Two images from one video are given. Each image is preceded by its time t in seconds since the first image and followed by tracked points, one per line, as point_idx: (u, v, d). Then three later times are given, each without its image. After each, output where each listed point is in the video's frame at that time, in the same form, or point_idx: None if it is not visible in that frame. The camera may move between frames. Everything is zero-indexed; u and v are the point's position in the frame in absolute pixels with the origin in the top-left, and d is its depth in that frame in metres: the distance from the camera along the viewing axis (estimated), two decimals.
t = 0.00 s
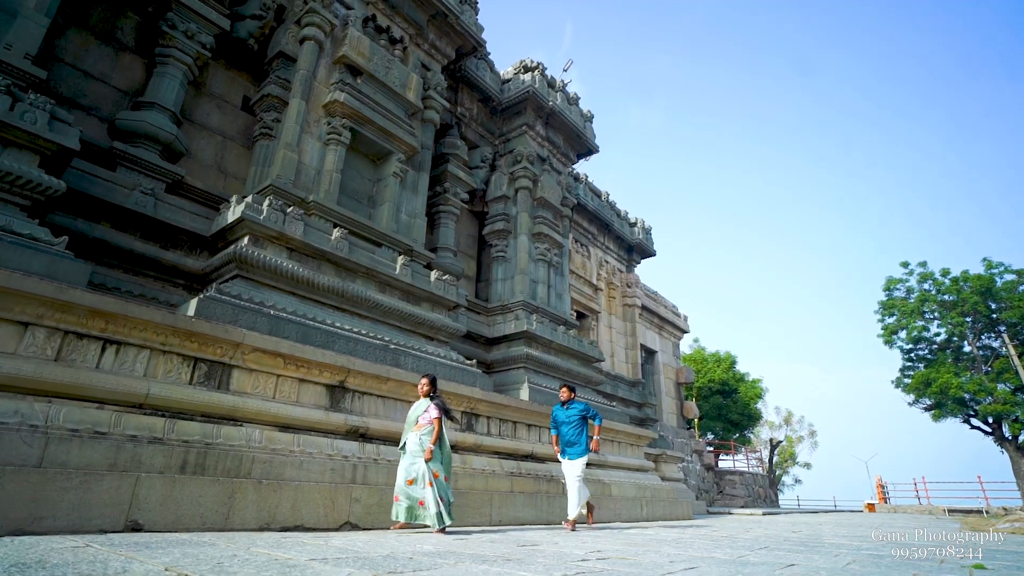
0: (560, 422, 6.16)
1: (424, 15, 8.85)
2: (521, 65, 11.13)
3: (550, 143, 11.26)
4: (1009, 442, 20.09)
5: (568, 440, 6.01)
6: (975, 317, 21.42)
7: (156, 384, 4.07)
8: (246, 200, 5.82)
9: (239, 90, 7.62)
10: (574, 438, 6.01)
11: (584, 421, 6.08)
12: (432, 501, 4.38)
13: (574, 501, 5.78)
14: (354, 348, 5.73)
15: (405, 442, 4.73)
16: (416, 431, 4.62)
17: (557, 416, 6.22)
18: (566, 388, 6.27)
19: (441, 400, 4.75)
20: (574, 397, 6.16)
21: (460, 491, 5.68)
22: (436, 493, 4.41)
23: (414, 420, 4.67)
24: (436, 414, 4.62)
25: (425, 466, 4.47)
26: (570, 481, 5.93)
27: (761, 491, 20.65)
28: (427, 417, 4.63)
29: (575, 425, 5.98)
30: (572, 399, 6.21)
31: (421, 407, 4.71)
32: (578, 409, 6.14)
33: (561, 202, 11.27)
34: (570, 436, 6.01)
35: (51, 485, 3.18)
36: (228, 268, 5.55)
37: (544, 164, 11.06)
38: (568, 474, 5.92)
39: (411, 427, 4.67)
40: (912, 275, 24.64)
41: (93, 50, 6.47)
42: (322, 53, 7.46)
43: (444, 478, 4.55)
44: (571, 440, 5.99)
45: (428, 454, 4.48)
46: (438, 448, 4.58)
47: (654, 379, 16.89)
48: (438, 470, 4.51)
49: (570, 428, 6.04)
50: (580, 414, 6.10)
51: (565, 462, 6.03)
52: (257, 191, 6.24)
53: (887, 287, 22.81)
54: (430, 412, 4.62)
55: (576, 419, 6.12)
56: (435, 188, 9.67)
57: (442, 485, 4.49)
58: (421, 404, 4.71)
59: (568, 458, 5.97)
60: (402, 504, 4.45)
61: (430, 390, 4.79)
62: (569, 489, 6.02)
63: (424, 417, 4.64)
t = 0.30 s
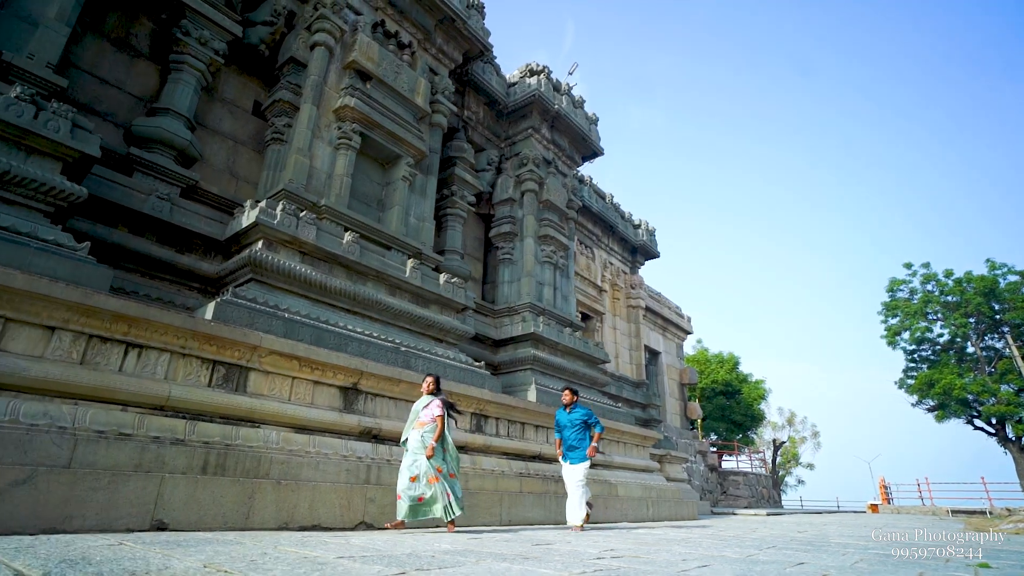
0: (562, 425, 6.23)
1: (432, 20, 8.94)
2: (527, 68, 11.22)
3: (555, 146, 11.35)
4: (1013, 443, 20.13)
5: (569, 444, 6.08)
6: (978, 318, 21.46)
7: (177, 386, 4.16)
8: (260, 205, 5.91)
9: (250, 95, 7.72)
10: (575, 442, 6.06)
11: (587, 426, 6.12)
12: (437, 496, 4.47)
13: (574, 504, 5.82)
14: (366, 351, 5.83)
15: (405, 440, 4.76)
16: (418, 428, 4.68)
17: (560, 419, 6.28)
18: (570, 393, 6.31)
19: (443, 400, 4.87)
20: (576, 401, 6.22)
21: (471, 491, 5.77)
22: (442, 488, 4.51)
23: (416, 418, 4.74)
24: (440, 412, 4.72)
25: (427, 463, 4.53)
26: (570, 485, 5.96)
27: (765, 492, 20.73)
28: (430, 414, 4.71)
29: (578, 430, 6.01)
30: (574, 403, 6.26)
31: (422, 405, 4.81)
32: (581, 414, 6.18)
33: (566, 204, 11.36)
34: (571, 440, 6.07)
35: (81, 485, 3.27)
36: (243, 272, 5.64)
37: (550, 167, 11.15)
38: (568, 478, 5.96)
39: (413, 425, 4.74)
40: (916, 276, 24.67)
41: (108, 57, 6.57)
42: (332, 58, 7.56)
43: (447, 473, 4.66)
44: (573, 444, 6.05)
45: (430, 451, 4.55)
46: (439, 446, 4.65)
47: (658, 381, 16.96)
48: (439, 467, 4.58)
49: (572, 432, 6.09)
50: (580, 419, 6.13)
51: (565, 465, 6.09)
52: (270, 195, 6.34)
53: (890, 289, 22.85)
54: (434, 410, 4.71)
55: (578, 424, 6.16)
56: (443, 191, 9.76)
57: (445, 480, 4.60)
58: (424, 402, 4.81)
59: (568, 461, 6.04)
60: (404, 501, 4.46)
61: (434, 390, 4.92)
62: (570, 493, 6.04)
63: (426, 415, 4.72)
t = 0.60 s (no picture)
0: (564, 426, 6.23)
1: (439, 25, 9.03)
2: (533, 72, 11.31)
3: (560, 149, 11.44)
4: (1015, 444, 20.18)
5: (570, 446, 6.11)
6: (981, 319, 21.50)
7: (197, 389, 4.25)
8: (274, 210, 6.01)
9: (261, 100, 7.82)
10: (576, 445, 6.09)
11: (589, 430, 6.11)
12: (438, 498, 4.51)
13: (579, 505, 5.86)
14: (377, 353, 5.92)
15: (405, 444, 4.74)
16: (419, 432, 4.68)
17: (561, 420, 6.30)
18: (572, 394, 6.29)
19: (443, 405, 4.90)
20: (577, 402, 6.21)
21: (482, 492, 5.87)
22: (443, 489, 4.57)
23: (417, 422, 4.73)
24: (442, 417, 4.72)
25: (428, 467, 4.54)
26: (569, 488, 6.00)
27: (768, 492, 20.80)
28: (432, 420, 4.71)
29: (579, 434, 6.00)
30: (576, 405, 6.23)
31: (424, 410, 4.80)
32: (582, 416, 6.16)
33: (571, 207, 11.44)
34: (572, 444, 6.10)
35: (110, 486, 3.37)
36: (257, 276, 5.74)
37: (555, 170, 11.23)
38: (568, 481, 6.00)
39: (414, 429, 4.72)
40: (918, 278, 24.71)
41: (123, 63, 6.67)
42: (342, 64, 7.65)
43: (447, 475, 4.69)
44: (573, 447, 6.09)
45: (430, 455, 4.56)
46: (439, 450, 4.66)
47: (662, 382, 17.03)
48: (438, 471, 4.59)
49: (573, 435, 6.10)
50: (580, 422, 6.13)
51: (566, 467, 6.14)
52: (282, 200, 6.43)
53: (892, 290, 22.90)
54: (436, 415, 4.72)
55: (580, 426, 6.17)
56: (449, 194, 9.86)
57: (445, 482, 4.64)
58: (426, 407, 4.80)
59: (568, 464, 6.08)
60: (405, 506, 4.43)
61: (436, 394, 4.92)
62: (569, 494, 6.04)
63: (428, 421, 4.71)
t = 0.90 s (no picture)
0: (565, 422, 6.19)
1: (446, 31, 9.13)
2: (538, 76, 11.41)
3: (565, 152, 11.53)
4: (1017, 445, 20.24)
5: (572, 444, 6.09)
6: (982, 321, 21.57)
7: (216, 392, 4.35)
8: (287, 215, 6.10)
9: (271, 105, 7.92)
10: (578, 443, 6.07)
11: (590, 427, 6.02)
12: (438, 503, 4.49)
13: (582, 500, 5.96)
14: (389, 356, 6.02)
15: (410, 449, 4.78)
16: (422, 438, 4.69)
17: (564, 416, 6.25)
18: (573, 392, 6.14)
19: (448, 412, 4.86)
20: (577, 399, 6.11)
21: (492, 493, 5.97)
22: (445, 494, 4.54)
23: (421, 428, 4.74)
24: (446, 425, 4.73)
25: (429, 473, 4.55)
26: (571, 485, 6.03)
27: (770, 493, 20.89)
28: (436, 426, 4.71)
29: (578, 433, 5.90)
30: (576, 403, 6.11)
31: (428, 416, 4.78)
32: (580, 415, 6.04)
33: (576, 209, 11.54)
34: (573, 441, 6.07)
35: (137, 487, 3.47)
36: (271, 280, 5.83)
37: (560, 173, 11.33)
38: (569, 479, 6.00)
39: (418, 435, 4.74)
40: (920, 279, 24.78)
41: (138, 70, 6.77)
42: (351, 69, 7.74)
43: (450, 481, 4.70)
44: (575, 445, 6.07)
45: (434, 460, 4.58)
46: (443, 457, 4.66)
47: (665, 382, 17.12)
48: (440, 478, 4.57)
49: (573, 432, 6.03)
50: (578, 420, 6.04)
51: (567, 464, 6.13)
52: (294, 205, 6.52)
53: (894, 291, 22.98)
54: (440, 423, 4.72)
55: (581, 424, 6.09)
56: (456, 198, 9.95)
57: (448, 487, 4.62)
58: (431, 413, 4.78)
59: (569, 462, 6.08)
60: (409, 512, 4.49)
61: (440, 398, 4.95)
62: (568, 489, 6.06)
63: (432, 427, 4.71)
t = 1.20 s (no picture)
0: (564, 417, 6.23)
1: (454, 36, 9.24)
2: (543, 80, 11.51)
3: (570, 156, 11.63)
4: (1018, 446, 20.30)
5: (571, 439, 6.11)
6: (983, 322, 21.65)
7: (235, 395, 4.44)
8: (300, 220, 6.20)
9: (281, 110, 8.01)
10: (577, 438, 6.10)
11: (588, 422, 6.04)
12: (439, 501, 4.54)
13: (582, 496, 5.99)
14: (400, 359, 6.11)
15: (415, 445, 4.81)
16: (429, 436, 4.71)
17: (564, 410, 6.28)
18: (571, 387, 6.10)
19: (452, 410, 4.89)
20: (577, 395, 6.11)
21: (502, 494, 6.06)
22: (443, 492, 4.57)
23: (428, 427, 4.74)
24: (453, 426, 4.78)
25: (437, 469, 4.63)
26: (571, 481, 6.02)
27: (772, 493, 20.98)
28: (443, 426, 4.76)
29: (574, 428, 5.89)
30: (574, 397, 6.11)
31: (433, 415, 4.78)
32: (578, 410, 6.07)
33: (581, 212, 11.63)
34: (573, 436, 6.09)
35: (163, 488, 3.56)
36: (285, 284, 5.93)
37: (565, 176, 11.42)
38: (569, 475, 5.98)
39: (424, 433, 4.74)
40: (921, 280, 24.87)
41: (151, 76, 6.87)
42: (361, 75, 7.85)
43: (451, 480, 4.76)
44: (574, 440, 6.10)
45: (440, 457, 4.63)
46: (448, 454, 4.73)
47: (668, 383, 17.20)
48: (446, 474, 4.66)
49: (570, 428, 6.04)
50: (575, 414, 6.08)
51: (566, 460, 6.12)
52: (306, 209, 6.62)
53: (896, 293, 23.06)
54: (447, 422, 4.77)
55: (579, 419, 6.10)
56: (462, 201, 10.05)
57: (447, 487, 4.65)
58: (437, 412, 4.78)
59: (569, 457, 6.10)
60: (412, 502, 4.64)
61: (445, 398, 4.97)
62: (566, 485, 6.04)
63: (440, 426, 4.73)
